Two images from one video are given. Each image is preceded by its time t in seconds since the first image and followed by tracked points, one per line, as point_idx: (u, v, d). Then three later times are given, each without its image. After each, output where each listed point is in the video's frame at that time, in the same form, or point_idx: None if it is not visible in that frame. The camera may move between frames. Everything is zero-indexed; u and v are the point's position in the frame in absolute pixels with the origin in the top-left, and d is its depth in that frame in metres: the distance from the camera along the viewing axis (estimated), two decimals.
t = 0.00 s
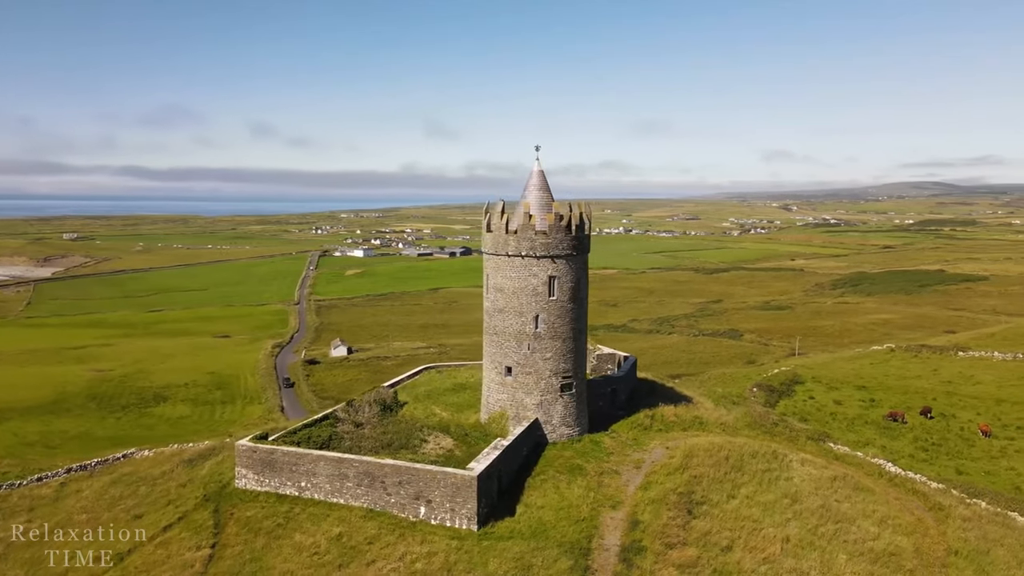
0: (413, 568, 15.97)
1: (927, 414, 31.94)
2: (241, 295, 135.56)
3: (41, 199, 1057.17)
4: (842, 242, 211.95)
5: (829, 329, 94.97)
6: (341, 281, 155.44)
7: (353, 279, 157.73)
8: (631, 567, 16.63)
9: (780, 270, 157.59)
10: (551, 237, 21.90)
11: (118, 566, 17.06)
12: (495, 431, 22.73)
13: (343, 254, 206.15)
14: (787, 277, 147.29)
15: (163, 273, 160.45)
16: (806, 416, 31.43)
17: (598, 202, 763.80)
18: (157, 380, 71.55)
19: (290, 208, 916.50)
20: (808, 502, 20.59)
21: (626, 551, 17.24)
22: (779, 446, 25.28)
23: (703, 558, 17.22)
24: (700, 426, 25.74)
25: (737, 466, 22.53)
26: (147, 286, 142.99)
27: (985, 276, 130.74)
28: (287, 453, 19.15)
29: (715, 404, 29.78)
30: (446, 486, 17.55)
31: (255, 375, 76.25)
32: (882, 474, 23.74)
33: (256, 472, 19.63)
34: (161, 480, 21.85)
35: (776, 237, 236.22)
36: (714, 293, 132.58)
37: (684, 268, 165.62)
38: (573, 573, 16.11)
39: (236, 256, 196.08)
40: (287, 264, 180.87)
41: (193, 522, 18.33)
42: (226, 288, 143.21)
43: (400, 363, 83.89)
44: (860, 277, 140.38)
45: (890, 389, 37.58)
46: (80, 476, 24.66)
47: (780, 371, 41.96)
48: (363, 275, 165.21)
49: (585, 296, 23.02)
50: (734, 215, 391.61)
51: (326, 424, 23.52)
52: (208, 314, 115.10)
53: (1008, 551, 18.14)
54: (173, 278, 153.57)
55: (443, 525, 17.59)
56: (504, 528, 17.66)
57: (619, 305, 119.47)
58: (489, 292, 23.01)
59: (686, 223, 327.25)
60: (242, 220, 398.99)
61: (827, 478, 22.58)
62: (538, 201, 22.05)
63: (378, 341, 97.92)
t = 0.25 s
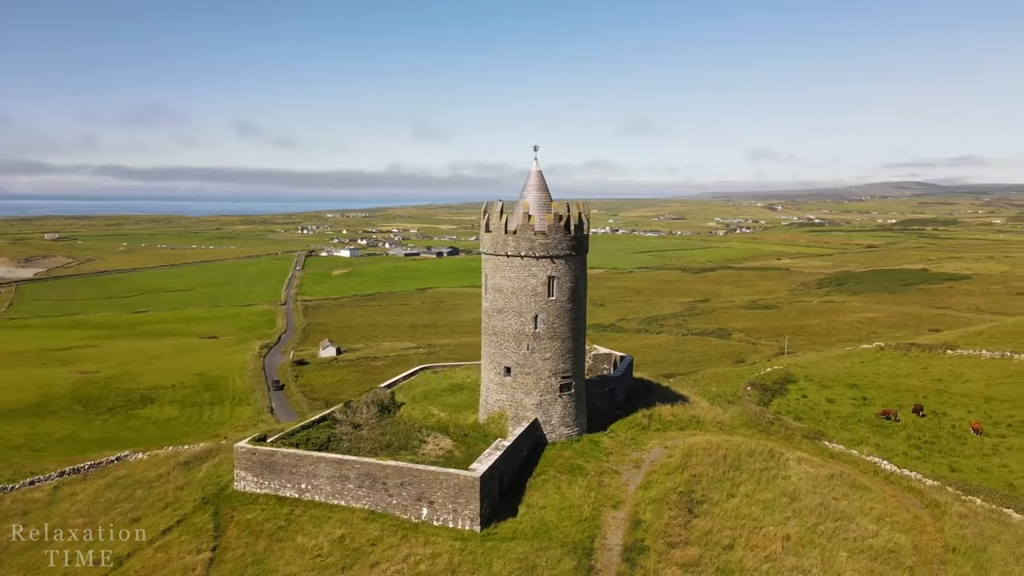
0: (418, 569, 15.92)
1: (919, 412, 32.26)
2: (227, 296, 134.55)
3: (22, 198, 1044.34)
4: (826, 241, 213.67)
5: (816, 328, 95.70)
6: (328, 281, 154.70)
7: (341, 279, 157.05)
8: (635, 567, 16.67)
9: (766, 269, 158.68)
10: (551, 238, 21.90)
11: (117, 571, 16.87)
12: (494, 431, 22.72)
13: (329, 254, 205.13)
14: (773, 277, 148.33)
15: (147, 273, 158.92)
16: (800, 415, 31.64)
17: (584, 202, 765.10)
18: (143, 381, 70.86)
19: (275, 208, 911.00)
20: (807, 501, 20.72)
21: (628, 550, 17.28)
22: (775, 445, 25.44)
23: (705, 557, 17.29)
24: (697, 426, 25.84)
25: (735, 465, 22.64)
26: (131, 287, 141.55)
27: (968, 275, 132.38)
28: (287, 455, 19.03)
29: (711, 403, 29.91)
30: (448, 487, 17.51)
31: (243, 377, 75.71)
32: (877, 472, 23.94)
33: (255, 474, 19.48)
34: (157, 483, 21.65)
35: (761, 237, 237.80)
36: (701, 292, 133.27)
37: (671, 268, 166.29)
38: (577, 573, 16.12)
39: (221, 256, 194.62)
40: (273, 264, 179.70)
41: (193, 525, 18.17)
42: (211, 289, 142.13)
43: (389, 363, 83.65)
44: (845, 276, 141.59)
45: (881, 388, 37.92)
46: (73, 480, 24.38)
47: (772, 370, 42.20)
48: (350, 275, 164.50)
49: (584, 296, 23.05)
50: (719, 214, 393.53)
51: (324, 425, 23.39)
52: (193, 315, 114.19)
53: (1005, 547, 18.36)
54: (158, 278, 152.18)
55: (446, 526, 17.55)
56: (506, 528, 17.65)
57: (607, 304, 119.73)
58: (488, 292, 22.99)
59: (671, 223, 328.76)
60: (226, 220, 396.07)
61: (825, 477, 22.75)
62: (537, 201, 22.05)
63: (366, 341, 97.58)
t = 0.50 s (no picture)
0: (422, 571, 15.86)
1: (911, 410, 32.56)
2: (213, 296, 133.54)
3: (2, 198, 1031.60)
4: (811, 241, 215.39)
5: (803, 327, 96.42)
6: (315, 281, 154.02)
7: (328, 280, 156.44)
8: (638, 566, 16.71)
9: (751, 269, 159.74)
10: (550, 238, 21.90)
11: None
12: (493, 431, 22.74)
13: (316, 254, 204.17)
14: (759, 276, 149.36)
15: (131, 274, 157.46)
16: (793, 413, 31.84)
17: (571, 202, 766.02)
18: (130, 383, 70.21)
19: (260, 208, 905.68)
20: (806, 499, 20.85)
21: (631, 549, 17.33)
22: (772, 444, 25.60)
23: (707, 556, 17.37)
24: (694, 425, 25.95)
25: (732, 463, 22.76)
26: (115, 287, 140.19)
27: (951, 273, 133.93)
28: (286, 457, 18.92)
29: (706, 402, 30.05)
30: (450, 488, 17.49)
31: (231, 378, 75.21)
32: (873, 469, 24.14)
33: (254, 476, 19.36)
34: (154, 485, 21.45)
35: (747, 236, 239.27)
36: (688, 291, 133.90)
37: (658, 267, 166.93)
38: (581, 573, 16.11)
39: (206, 256, 193.15)
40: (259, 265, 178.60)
41: (192, 529, 18.00)
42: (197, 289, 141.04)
43: (379, 363, 83.41)
44: (830, 275, 142.80)
45: (873, 386, 38.21)
46: (67, 483, 24.11)
47: (764, 369, 42.46)
48: (337, 275, 163.81)
49: (582, 296, 23.08)
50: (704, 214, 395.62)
51: (322, 426, 23.28)
52: (179, 315, 113.33)
53: (1001, 543, 18.58)
54: (143, 279, 150.86)
55: (448, 527, 17.51)
56: (509, 529, 17.63)
57: (595, 304, 119.99)
58: (486, 293, 22.96)
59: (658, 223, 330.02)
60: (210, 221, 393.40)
61: (822, 475, 22.91)
62: (535, 201, 22.05)
63: (355, 342, 97.26)
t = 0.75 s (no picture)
0: (426, 572, 15.82)
1: (903, 408, 32.86)
2: (199, 297, 132.54)
3: None
4: (796, 240, 216.96)
5: (790, 326, 97.13)
6: (301, 281, 153.25)
7: (315, 280, 155.72)
8: (641, 565, 16.73)
9: (738, 268, 160.71)
10: (549, 238, 21.91)
11: None
12: (491, 432, 22.71)
13: (302, 254, 203.13)
14: (745, 275, 150.38)
15: (115, 275, 155.90)
16: (788, 412, 32.06)
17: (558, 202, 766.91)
18: (116, 385, 69.57)
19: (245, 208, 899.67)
20: (804, 497, 20.99)
21: (634, 549, 17.36)
22: (769, 442, 25.74)
23: (710, 555, 17.42)
24: (691, 424, 26.05)
25: (730, 462, 22.86)
26: (98, 288, 138.71)
27: (934, 272, 135.38)
28: (287, 459, 18.80)
29: (702, 401, 30.18)
30: (453, 489, 17.44)
31: (219, 379, 74.69)
32: (869, 467, 24.33)
33: (254, 478, 19.21)
34: (150, 488, 21.25)
35: (733, 236, 240.65)
36: (676, 291, 134.51)
37: (645, 267, 167.44)
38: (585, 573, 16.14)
39: (191, 257, 191.62)
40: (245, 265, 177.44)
41: (192, 532, 17.85)
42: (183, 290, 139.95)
43: (368, 364, 83.12)
44: (816, 274, 143.93)
45: (865, 384, 38.51)
46: (60, 486, 23.84)
47: (757, 368, 42.71)
48: (324, 275, 163.06)
49: (580, 296, 23.10)
50: (690, 214, 397.60)
51: (320, 428, 23.16)
52: (164, 316, 112.41)
53: (998, 540, 18.79)
54: (127, 280, 149.41)
55: (451, 528, 17.46)
56: (512, 529, 17.60)
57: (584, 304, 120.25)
58: (485, 292, 22.93)
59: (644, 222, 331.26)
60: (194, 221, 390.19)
61: (819, 473, 23.07)
62: (534, 202, 22.06)
63: (344, 342, 96.90)
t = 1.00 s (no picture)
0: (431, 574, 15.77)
1: (895, 407, 33.16)
2: (185, 297, 131.49)
3: None
4: (782, 240, 218.34)
5: (777, 325, 97.76)
6: (288, 282, 152.44)
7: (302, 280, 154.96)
8: (644, 565, 16.78)
9: (725, 268, 161.55)
10: (548, 239, 21.91)
11: None
12: (490, 432, 22.70)
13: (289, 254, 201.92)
14: (732, 275, 151.23)
15: (98, 275, 154.32)
16: (782, 411, 32.26)
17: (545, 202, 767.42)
18: (102, 387, 68.85)
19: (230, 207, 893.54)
20: (802, 495, 21.13)
21: (637, 548, 17.40)
22: (765, 441, 25.89)
23: (712, 554, 17.49)
24: (688, 423, 26.14)
25: (729, 462, 22.96)
26: (82, 289, 137.26)
27: (918, 272, 136.73)
28: (287, 460, 18.69)
29: (698, 401, 30.31)
30: (456, 490, 17.40)
31: (207, 381, 74.14)
32: (864, 465, 24.51)
33: (253, 481, 19.07)
34: (147, 491, 21.06)
35: (719, 235, 241.92)
36: (663, 290, 135.02)
37: (633, 266, 167.86)
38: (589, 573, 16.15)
39: (176, 257, 189.93)
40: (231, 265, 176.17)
41: (192, 534, 17.70)
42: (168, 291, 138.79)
43: (358, 364, 82.81)
44: (802, 273, 144.96)
45: (856, 383, 38.82)
46: (54, 490, 23.58)
47: (749, 367, 42.95)
48: (311, 275, 162.26)
49: (579, 296, 23.10)
50: (676, 213, 399.17)
51: (318, 429, 23.04)
52: (150, 317, 111.43)
53: (995, 536, 18.99)
54: (111, 280, 147.97)
55: (453, 529, 17.43)
56: (515, 530, 17.59)
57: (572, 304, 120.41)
58: (484, 293, 22.89)
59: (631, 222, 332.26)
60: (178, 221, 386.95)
61: (816, 471, 23.23)
62: (533, 202, 22.07)
63: (332, 343, 96.47)
